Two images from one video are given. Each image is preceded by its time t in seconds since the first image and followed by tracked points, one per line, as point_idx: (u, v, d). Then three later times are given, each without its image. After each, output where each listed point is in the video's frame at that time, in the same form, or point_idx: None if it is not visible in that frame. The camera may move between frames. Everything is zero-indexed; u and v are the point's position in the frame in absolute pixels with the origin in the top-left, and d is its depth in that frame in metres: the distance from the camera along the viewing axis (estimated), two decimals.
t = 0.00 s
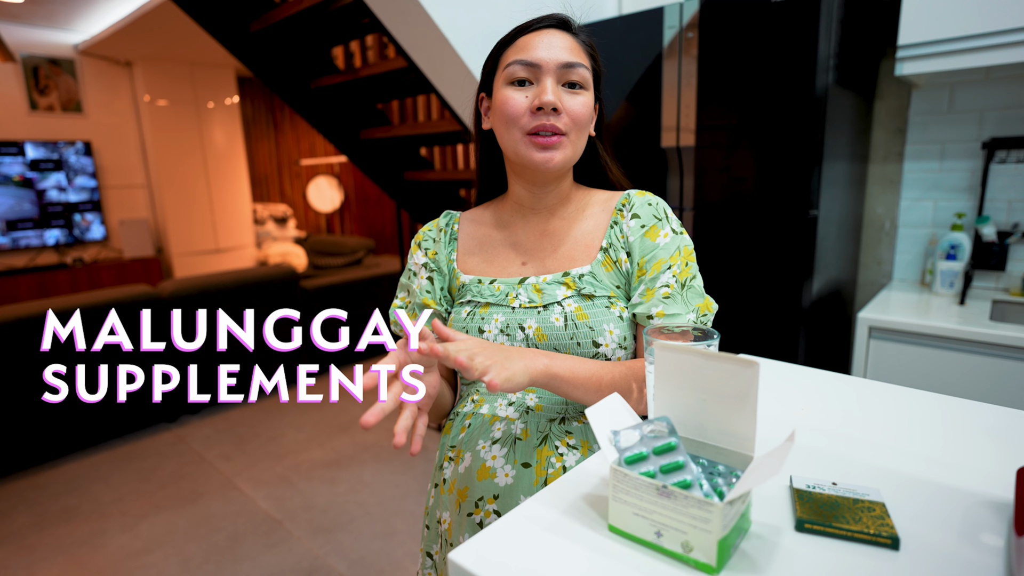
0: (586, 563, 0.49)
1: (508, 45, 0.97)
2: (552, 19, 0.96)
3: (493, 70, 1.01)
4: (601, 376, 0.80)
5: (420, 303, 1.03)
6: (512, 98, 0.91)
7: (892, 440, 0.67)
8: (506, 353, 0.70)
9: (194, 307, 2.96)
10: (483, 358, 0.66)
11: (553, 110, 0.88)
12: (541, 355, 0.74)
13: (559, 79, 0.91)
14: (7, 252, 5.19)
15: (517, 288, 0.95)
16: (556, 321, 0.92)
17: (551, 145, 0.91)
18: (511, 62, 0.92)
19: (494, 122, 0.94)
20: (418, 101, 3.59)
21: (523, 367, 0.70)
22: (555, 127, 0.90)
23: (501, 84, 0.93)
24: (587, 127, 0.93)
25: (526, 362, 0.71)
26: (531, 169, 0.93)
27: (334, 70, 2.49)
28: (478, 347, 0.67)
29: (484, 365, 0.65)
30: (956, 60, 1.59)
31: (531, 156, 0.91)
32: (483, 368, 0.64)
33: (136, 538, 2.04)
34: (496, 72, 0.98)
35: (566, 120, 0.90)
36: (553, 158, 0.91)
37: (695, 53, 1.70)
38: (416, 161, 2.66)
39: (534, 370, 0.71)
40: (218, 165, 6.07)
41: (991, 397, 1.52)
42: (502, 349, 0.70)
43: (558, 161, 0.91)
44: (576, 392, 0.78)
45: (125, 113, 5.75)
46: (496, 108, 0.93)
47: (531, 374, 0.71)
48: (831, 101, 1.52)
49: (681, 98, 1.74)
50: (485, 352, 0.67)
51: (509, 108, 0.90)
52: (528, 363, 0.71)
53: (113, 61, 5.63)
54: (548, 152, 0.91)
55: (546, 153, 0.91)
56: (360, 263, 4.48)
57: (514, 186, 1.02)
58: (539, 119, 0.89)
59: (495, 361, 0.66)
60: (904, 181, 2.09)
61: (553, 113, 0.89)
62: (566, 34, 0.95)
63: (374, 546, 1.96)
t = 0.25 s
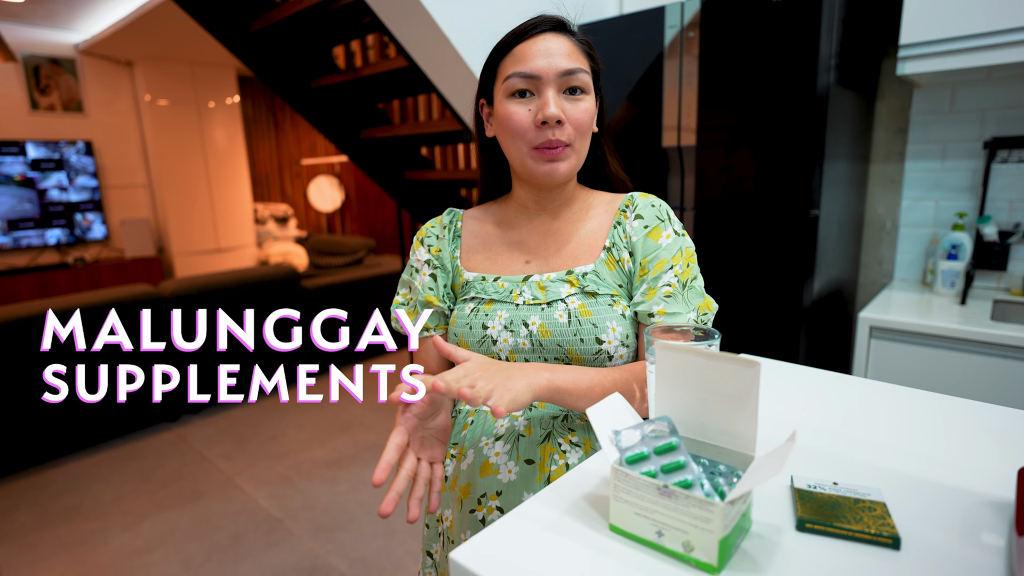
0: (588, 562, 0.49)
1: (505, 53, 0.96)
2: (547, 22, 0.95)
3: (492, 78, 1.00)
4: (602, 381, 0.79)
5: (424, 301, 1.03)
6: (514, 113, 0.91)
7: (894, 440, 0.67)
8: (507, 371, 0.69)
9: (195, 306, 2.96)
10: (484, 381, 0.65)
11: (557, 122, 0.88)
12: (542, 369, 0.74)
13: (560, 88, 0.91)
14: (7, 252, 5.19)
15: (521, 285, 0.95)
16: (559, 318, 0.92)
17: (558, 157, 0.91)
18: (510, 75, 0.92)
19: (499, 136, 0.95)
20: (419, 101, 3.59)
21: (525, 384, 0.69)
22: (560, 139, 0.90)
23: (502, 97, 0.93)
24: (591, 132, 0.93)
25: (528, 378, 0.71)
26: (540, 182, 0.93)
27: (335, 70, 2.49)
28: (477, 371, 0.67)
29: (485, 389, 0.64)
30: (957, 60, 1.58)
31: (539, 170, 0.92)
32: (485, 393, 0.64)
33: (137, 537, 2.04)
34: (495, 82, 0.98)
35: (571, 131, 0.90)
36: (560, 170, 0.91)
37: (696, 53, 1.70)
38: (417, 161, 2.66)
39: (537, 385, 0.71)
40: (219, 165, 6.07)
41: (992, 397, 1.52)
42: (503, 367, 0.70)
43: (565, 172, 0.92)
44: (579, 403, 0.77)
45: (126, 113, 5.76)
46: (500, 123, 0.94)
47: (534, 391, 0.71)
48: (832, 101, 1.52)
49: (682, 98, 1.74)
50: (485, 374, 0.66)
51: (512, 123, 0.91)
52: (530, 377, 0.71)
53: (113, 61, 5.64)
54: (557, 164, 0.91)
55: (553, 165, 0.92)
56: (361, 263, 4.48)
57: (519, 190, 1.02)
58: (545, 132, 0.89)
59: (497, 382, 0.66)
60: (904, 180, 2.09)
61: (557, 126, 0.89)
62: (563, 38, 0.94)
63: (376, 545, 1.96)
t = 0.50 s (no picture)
0: (589, 560, 0.49)
1: (508, 47, 0.95)
2: (553, 18, 0.94)
3: (495, 72, 1.00)
4: (603, 376, 0.79)
5: (422, 299, 1.03)
6: (515, 109, 0.91)
7: (896, 437, 0.67)
8: (503, 371, 0.67)
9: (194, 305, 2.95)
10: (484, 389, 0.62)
11: (557, 122, 0.88)
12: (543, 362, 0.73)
13: (562, 87, 0.91)
14: (6, 249, 5.17)
15: (520, 283, 0.95)
16: (559, 316, 0.92)
17: (556, 157, 0.91)
18: (513, 70, 0.91)
19: (499, 131, 0.95)
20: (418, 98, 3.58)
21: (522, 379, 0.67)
22: (559, 138, 0.90)
23: (503, 92, 0.93)
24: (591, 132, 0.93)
25: (528, 371, 0.70)
26: (537, 180, 0.94)
27: (335, 66, 2.48)
28: (474, 378, 0.63)
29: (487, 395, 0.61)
30: (958, 57, 1.58)
31: (536, 168, 0.92)
32: (489, 400, 0.60)
33: (137, 535, 2.04)
34: (498, 76, 0.97)
35: (570, 131, 0.90)
36: (558, 170, 0.92)
37: (696, 50, 1.69)
38: (416, 158, 2.66)
39: (538, 379, 0.70)
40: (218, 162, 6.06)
41: (992, 395, 1.52)
42: (498, 366, 0.67)
43: (563, 172, 0.92)
44: (579, 397, 0.77)
45: (124, 110, 5.75)
46: (500, 118, 0.93)
47: (534, 384, 0.69)
48: (833, 98, 1.51)
49: (682, 95, 1.74)
50: (483, 380, 0.63)
51: (513, 119, 0.91)
52: (530, 370, 0.70)
53: (112, 58, 5.62)
54: (554, 164, 0.92)
55: (551, 165, 0.92)
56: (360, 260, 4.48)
57: (518, 186, 1.01)
58: (544, 131, 0.89)
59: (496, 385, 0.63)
60: (905, 178, 2.08)
61: (557, 125, 0.89)
62: (569, 35, 0.93)
63: (375, 544, 1.96)
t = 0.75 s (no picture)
0: (591, 563, 0.48)
1: (507, 43, 0.95)
2: (552, 14, 0.94)
3: (494, 68, 1.00)
4: (605, 376, 0.79)
5: (421, 300, 1.02)
6: (513, 102, 0.90)
7: (898, 438, 0.66)
8: (501, 373, 0.66)
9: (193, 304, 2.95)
10: (484, 394, 0.61)
11: (556, 114, 0.88)
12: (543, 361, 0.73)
13: (561, 80, 0.90)
14: (5, 248, 5.16)
15: (520, 284, 0.94)
16: (559, 317, 0.91)
17: (556, 150, 0.90)
18: (512, 64, 0.91)
19: (497, 125, 0.94)
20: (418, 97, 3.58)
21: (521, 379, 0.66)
22: (558, 130, 0.89)
23: (502, 86, 0.92)
24: (591, 126, 0.93)
25: (527, 371, 0.69)
26: (535, 173, 0.92)
27: (335, 65, 2.48)
28: (472, 385, 0.62)
29: (490, 401, 0.60)
30: (959, 56, 1.58)
31: (535, 161, 0.91)
32: (493, 407, 0.59)
33: (137, 535, 2.04)
34: (496, 71, 0.97)
35: (569, 123, 0.89)
36: (557, 163, 0.91)
37: (697, 49, 1.69)
38: (417, 157, 2.65)
39: (538, 378, 0.70)
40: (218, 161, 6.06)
41: (993, 395, 1.52)
42: (498, 369, 0.66)
43: (562, 165, 0.91)
44: (581, 397, 0.77)
45: (124, 109, 5.74)
46: (498, 112, 0.93)
47: (535, 383, 0.69)
48: (834, 97, 1.51)
49: (683, 94, 1.73)
50: (483, 386, 0.62)
51: (511, 112, 0.90)
52: (530, 370, 0.70)
53: (112, 57, 5.61)
54: (553, 157, 0.91)
55: (550, 158, 0.91)
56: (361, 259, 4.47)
57: (518, 184, 1.01)
58: (542, 124, 0.89)
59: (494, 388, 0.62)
60: (906, 177, 2.08)
61: (556, 117, 0.88)
62: (567, 30, 0.93)
63: (375, 544, 1.96)
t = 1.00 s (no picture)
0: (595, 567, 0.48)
1: (509, 39, 0.95)
2: (552, 11, 0.94)
3: (495, 65, 0.99)
4: (610, 372, 0.77)
5: (421, 300, 1.02)
6: (513, 96, 0.89)
7: (901, 439, 0.66)
8: (506, 371, 0.67)
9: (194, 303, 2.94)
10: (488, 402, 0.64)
11: (556, 108, 0.87)
12: (548, 353, 0.73)
13: (561, 75, 0.89)
14: (5, 247, 5.16)
15: (522, 284, 0.94)
16: (561, 318, 0.91)
17: (555, 144, 0.89)
18: (512, 58, 0.90)
19: (498, 120, 0.93)
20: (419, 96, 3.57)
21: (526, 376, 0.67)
22: (558, 125, 0.88)
23: (502, 81, 0.92)
24: (591, 122, 0.92)
25: (533, 365, 0.70)
26: (535, 168, 0.91)
27: (336, 65, 2.47)
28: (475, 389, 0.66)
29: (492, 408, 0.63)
30: (962, 57, 1.57)
31: (535, 156, 0.90)
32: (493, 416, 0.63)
33: (136, 535, 2.03)
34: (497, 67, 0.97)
35: (569, 118, 0.88)
36: (556, 158, 0.90)
37: (699, 48, 1.68)
38: (417, 157, 2.64)
39: (543, 373, 0.70)
40: (219, 161, 6.05)
41: (995, 396, 1.51)
42: (502, 368, 0.68)
43: (562, 160, 0.90)
44: (585, 395, 0.76)
45: (125, 108, 5.74)
46: (498, 107, 0.92)
47: (540, 377, 0.69)
48: (837, 97, 1.50)
49: (685, 94, 1.73)
50: (485, 391, 0.65)
51: (511, 106, 0.89)
52: (536, 365, 0.70)
53: (112, 56, 5.61)
54: (552, 152, 0.90)
55: (550, 152, 0.90)
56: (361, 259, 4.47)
57: (518, 183, 1.00)
58: (542, 118, 0.88)
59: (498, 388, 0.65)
60: (908, 177, 2.07)
61: (555, 111, 0.87)
62: (569, 27, 0.93)
63: (375, 544, 1.95)
